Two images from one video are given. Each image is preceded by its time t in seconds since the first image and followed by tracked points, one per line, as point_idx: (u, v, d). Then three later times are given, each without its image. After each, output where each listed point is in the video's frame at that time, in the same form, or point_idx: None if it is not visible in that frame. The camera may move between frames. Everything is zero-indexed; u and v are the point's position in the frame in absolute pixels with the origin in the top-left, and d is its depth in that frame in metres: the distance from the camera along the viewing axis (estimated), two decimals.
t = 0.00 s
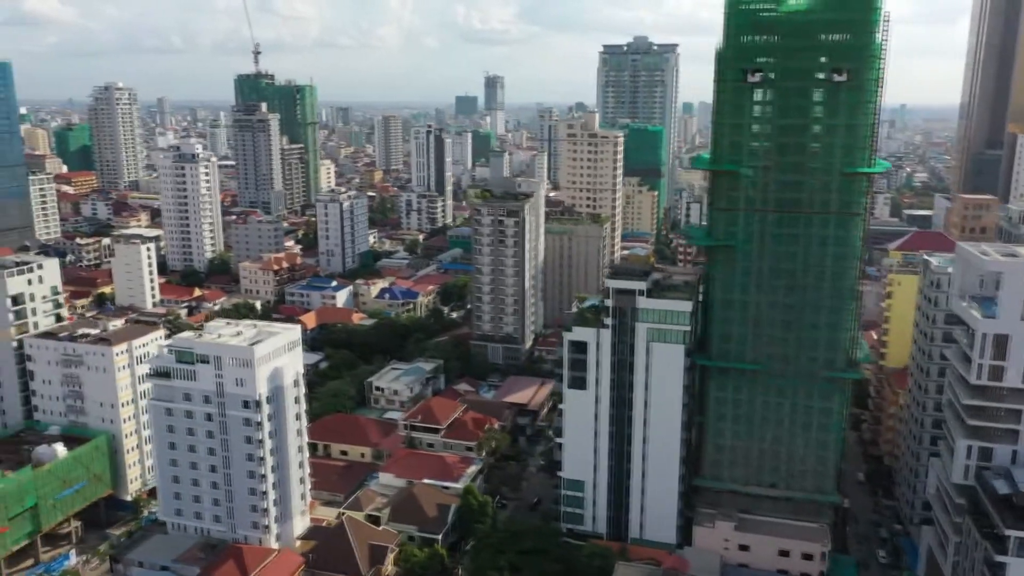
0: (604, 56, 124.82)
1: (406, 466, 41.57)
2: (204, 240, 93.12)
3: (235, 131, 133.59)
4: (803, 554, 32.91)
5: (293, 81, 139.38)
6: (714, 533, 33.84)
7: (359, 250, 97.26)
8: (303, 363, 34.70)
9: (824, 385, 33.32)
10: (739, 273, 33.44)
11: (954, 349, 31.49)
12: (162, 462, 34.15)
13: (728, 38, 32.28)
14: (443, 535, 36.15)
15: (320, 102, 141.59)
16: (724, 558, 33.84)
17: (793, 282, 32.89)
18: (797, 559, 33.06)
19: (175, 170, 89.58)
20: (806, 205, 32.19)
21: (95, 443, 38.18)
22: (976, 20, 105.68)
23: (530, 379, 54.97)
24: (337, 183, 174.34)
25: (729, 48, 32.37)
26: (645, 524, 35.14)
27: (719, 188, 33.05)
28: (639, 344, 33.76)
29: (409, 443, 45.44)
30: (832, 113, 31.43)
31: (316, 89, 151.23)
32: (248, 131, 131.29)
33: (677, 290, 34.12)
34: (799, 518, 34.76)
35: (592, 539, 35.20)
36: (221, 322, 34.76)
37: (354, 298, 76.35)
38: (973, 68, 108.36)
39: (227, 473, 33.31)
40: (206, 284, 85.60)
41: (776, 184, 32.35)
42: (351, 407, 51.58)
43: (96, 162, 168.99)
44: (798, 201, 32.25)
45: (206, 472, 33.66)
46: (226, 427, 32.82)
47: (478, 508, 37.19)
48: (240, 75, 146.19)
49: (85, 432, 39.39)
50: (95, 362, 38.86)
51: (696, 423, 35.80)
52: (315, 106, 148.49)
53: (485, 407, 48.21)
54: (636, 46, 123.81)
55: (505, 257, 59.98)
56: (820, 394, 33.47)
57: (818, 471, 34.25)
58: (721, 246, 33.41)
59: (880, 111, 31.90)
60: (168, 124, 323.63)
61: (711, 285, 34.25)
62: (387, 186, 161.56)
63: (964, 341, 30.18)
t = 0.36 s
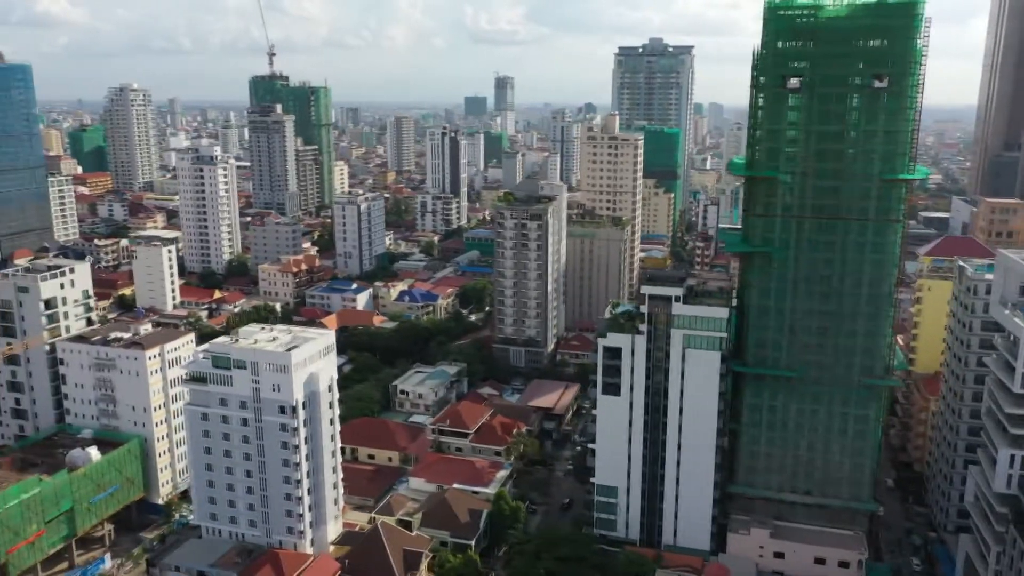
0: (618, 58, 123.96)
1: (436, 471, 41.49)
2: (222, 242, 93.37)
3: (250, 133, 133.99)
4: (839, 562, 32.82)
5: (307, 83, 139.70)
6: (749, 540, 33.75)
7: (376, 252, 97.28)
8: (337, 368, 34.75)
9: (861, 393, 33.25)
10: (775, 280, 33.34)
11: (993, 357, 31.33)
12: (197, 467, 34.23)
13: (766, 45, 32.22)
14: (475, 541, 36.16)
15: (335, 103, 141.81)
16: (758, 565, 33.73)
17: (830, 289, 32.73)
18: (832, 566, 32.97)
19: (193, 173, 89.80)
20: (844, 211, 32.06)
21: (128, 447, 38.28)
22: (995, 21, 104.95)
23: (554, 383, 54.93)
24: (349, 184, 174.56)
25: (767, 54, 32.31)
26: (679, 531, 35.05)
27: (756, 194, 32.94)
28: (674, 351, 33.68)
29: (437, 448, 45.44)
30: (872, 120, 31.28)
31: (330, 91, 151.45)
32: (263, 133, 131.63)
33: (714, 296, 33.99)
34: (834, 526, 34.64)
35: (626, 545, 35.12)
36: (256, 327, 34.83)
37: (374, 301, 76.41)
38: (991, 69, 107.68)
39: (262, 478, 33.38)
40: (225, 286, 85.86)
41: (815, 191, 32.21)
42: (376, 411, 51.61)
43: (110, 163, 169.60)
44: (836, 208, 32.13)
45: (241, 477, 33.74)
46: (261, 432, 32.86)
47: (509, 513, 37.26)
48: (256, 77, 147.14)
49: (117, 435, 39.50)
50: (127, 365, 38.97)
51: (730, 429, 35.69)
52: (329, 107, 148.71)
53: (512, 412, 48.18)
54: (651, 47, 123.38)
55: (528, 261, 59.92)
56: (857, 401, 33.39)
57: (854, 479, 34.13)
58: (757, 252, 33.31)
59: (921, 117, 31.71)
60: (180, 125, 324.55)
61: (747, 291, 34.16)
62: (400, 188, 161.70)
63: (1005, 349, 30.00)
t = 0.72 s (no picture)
0: (631, 60, 124.05)
1: (463, 477, 41.46)
2: (238, 244, 93.54)
3: (263, 134, 134.29)
4: (874, 570, 32.71)
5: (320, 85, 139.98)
6: (782, 547, 33.65)
7: (391, 254, 97.36)
8: (369, 374, 34.74)
9: (896, 401, 33.14)
10: (809, 287, 33.28)
11: None
12: (229, 472, 34.31)
13: (802, 52, 32.17)
14: (505, 547, 36.15)
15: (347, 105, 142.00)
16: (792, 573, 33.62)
17: (865, 296, 32.63)
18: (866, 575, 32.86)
19: (210, 175, 90.00)
20: (880, 218, 31.96)
21: (158, 452, 38.34)
22: (1011, 23, 104.64)
23: (576, 387, 54.86)
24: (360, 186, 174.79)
25: (802, 61, 32.25)
26: (711, 539, 34.97)
27: (791, 201, 32.89)
28: (707, 358, 33.58)
29: (463, 453, 45.45)
30: (909, 127, 31.16)
31: (342, 93, 151.61)
32: (277, 134, 131.90)
33: (747, 302, 33.90)
34: (867, 534, 34.55)
35: (657, 553, 35.06)
36: (288, 333, 34.88)
37: (391, 304, 76.44)
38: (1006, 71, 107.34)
39: (295, 484, 33.42)
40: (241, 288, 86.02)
41: (850, 198, 32.13)
42: (399, 415, 51.62)
43: (123, 164, 170.16)
44: (871, 215, 32.03)
45: (274, 483, 33.79)
46: (295, 438, 32.90)
47: (538, 520, 37.27)
48: (268, 79, 147.42)
49: (147, 440, 39.57)
50: (156, 370, 39.05)
51: (761, 437, 35.58)
52: (341, 109, 148.90)
53: (537, 416, 48.15)
54: (665, 49, 123.19)
55: (548, 264, 59.88)
56: (891, 409, 33.27)
57: (888, 487, 34.03)
58: (791, 259, 33.26)
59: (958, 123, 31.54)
60: (188, 125, 325.41)
61: (780, 298, 34.10)
62: (411, 189, 161.83)
63: None
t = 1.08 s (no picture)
0: (643, 62, 124.12)
1: (490, 482, 41.40)
2: (252, 246, 93.66)
3: (274, 136, 134.47)
4: None
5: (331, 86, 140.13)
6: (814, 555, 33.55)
7: (405, 256, 97.38)
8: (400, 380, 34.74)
9: (929, 408, 33.04)
10: (842, 294, 33.23)
11: None
12: (260, 478, 34.34)
13: (837, 58, 32.13)
14: (535, 553, 36.11)
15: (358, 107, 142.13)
16: None
17: (899, 303, 32.55)
18: None
19: (224, 177, 90.19)
20: (915, 225, 31.86)
21: (186, 457, 38.38)
22: None
23: (597, 391, 54.81)
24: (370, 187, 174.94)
25: (837, 67, 32.21)
26: (741, 545, 34.90)
27: (824, 208, 32.85)
28: (739, 364, 33.53)
29: (488, 458, 45.41)
30: (944, 133, 31.10)
31: (352, 94, 151.68)
32: (288, 136, 132.08)
33: (779, 309, 33.85)
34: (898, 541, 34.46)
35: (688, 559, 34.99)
36: (319, 339, 34.93)
37: (408, 307, 76.45)
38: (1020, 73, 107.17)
39: (327, 490, 33.45)
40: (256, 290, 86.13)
41: (884, 205, 32.06)
42: (421, 419, 51.63)
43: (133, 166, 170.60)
44: (906, 222, 31.93)
45: (306, 489, 33.82)
46: (327, 445, 32.93)
47: (567, 526, 37.17)
48: (279, 80, 147.60)
49: (175, 444, 39.61)
50: (185, 375, 39.11)
51: (792, 443, 35.51)
52: (352, 110, 149.00)
53: (561, 421, 48.13)
54: (676, 51, 123.09)
55: (568, 268, 59.91)
56: (925, 415, 33.17)
57: (920, 494, 33.96)
58: (824, 266, 33.22)
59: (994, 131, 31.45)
60: (196, 126, 325.95)
61: (812, 304, 34.06)
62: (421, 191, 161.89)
63: None
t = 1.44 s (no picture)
0: (654, 63, 123.99)
1: (515, 487, 41.31)
2: (265, 248, 93.71)
3: (285, 138, 134.58)
4: None
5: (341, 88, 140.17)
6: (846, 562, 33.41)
7: (418, 258, 97.38)
8: (429, 386, 34.71)
9: (961, 415, 32.92)
10: (874, 301, 33.15)
11: None
12: (291, 484, 34.36)
13: (872, 65, 32.04)
14: (564, 559, 36.08)
15: (368, 108, 142.10)
16: None
17: (932, 310, 32.47)
18: None
19: (238, 179, 90.28)
20: (948, 232, 31.80)
21: (213, 462, 38.39)
22: None
23: (618, 395, 54.74)
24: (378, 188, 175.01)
25: (871, 74, 32.14)
26: (771, 552, 34.79)
27: (857, 214, 32.78)
28: (771, 371, 33.44)
29: (512, 462, 45.35)
30: (979, 140, 31.06)
31: (362, 96, 151.61)
32: (298, 137, 132.13)
33: (810, 316, 33.76)
34: (930, 549, 34.33)
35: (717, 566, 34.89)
36: (349, 345, 34.95)
37: (423, 309, 76.42)
38: None
39: (358, 496, 33.45)
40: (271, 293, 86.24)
41: (917, 212, 31.98)
42: (442, 423, 51.61)
43: (143, 167, 170.94)
44: (939, 229, 31.86)
45: (336, 495, 33.82)
46: (358, 451, 32.92)
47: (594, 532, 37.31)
48: (289, 82, 147.63)
49: (201, 449, 39.61)
50: (212, 380, 39.10)
51: (822, 450, 35.41)
52: (362, 112, 148.96)
53: (583, 426, 48.06)
54: (687, 53, 122.92)
55: (587, 271, 59.86)
56: (957, 423, 33.05)
57: (952, 502, 33.84)
58: (856, 273, 33.14)
59: None
60: (202, 126, 326.53)
61: (844, 311, 33.98)
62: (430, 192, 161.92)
63: None
